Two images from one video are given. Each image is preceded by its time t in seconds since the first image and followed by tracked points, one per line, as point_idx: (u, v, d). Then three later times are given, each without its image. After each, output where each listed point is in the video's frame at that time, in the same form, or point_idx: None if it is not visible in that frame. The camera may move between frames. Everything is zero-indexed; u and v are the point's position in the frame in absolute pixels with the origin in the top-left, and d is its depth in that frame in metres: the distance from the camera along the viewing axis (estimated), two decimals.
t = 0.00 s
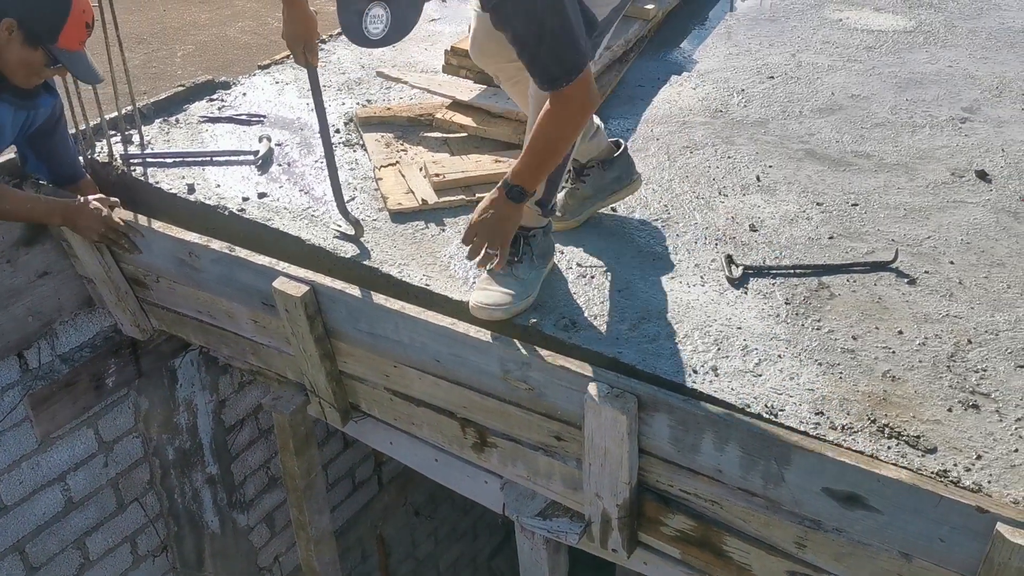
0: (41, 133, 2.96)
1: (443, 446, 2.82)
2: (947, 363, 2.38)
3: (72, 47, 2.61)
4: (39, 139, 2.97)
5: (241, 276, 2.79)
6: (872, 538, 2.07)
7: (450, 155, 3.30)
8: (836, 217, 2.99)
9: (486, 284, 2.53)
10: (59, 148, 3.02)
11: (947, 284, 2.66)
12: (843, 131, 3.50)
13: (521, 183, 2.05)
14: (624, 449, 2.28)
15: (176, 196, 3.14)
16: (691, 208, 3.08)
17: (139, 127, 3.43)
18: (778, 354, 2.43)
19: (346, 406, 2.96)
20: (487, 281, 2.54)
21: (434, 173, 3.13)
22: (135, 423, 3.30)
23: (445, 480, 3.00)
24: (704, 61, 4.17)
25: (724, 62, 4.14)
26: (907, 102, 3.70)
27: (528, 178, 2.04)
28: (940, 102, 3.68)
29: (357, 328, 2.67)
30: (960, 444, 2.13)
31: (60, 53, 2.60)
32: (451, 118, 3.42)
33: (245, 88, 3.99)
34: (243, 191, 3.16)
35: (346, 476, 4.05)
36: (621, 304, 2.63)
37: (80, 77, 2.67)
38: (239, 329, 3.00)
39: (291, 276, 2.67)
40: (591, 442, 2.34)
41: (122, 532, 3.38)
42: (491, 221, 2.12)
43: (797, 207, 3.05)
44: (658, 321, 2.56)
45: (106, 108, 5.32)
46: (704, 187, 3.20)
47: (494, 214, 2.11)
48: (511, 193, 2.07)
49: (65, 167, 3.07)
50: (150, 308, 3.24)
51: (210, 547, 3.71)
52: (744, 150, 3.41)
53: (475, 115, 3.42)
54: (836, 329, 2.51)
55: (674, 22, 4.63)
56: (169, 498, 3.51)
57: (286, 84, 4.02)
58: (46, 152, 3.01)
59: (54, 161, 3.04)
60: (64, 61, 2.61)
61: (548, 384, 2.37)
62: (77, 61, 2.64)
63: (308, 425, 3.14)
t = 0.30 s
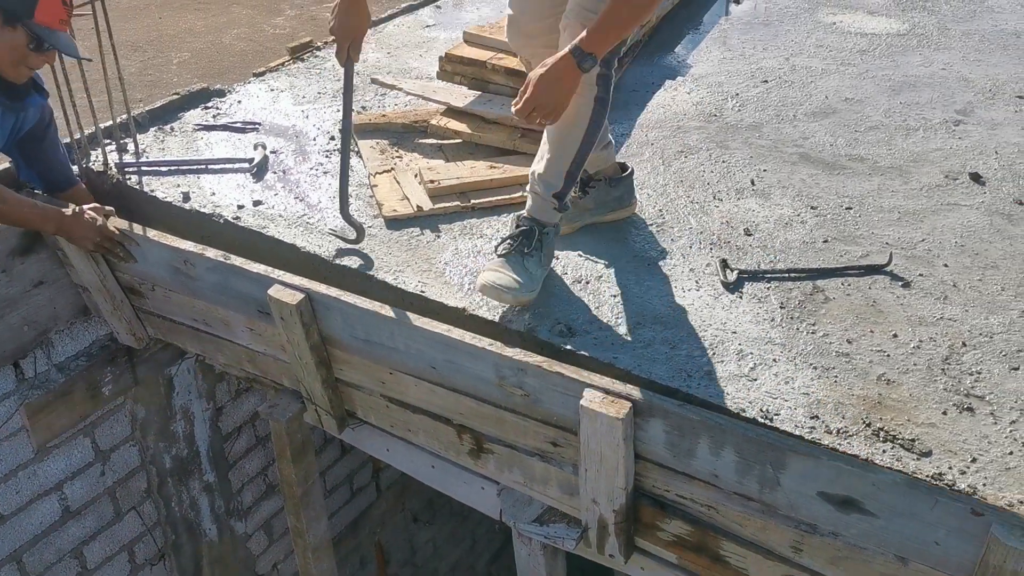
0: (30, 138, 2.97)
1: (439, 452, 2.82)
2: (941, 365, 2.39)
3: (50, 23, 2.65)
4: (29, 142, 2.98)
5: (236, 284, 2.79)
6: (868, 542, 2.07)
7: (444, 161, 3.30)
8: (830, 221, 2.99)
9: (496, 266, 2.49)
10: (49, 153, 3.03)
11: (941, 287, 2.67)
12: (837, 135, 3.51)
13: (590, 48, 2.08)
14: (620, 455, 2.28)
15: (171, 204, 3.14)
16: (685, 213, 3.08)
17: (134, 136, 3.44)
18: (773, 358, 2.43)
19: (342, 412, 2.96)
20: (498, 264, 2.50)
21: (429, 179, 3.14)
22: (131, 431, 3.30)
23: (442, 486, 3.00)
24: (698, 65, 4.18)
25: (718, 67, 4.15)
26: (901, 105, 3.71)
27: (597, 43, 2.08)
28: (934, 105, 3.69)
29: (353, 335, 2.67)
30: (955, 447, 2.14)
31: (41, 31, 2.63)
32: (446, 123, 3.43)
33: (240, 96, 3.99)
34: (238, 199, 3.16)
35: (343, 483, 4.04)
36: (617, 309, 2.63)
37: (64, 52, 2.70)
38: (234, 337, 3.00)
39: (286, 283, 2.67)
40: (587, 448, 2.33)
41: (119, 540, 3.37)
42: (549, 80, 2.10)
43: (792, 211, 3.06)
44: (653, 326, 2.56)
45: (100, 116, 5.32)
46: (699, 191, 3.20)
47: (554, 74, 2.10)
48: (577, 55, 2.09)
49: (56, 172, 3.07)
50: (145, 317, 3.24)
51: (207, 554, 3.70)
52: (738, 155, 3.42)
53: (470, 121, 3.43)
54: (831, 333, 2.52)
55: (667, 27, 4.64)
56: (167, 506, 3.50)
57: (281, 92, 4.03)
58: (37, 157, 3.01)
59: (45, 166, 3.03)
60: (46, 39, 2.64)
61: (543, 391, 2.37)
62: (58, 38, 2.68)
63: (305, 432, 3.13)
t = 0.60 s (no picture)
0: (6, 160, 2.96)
1: (431, 458, 2.81)
2: (928, 356, 2.40)
3: (20, 44, 2.69)
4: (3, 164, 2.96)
5: (222, 294, 2.79)
6: (860, 534, 2.08)
7: (428, 166, 3.30)
8: (814, 216, 3.01)
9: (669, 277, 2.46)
10: (25, 174, 3.01)
11: (925, 279, 2.69)
12: (819, 130, 3.53)
13: (661, 8, 1.97)
14: (611, 455, 2.29)
15: (155, 216, 3.12)
16: (670, 212, 3.09)
17: (116, 149, 3.42)
18: (761, 354, 2.44)
19: (332, 421, 2.95)
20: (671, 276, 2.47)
21: (414, 185, 3.14)
22: (121, 446, 3.28)
23: (434, 492, 2.99)
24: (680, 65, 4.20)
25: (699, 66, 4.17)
26: (881, 99, 3.73)
27: None
28: (914, 99, 3.72)
29: (341, 343, 2.66)
30: (944, 437, 2.15)
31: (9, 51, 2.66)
32: (429, 129, 3.43)
33: (222, 107, 3.98)
34: (223, 209, 3.15)
35: (336, 491, 4.03)
36: (605, 310, 2.63)
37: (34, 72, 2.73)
38: (222, 348, 2.99)
39: (274, 292, 2.67)
40: (578, 449, 2.34)
41: (112, 555, 3.35)
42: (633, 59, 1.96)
43: (775, 207, 3.07)
44: (641, 326, 2.57)
45: (82, 131, 5.29)
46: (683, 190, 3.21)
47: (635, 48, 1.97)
48: (653, 20, 1.96)
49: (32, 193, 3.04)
50: (132, 330, 3.22)
51: (201, 567, 3.67)
52: (721, 153, 3.43)
53: (452, 126, 3.43)
54: (817, 327, 2.53)
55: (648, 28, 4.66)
56: (159, 520, 3.48)
57: (263, 101, 4.02)
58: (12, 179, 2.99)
59: (21, 187, 3.02)
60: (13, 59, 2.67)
61: (533, 393, 2.38)
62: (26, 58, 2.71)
63: (296, 442, 3.12)
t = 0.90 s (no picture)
0: None
1: (414, 434, 2.82)
2: (904, 326, 2.43)
3: None
4: None
5: (201, 274, 2.77)
6: (838, 501, 2.10)
7: (407, 144, 3.28)
8: (792, 189, 3.03)
9: (708, 326, 2.33)
10: None
11: (901, 250, 2.71)
12: (796, 105, 3.54)
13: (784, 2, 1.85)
14: (592, 427, 2.30)
15: (131, 197, 3.10)
16: (649, 187, 3.10)
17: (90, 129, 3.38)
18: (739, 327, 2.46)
19: (314, 400, 2.95)
20: (709, 323, 2.34)
21: (392, 163, 3.13)
22: (103, 428, 3.26)
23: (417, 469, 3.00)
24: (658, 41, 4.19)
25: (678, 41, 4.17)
26: (858, 73, 3.75)
27: None
28: (890, 72, 3.73)
29: (321, 321, 2.66)
30: (919, 405, 2.18)
31: None
32: (407, 106, 3.42)
33: (198, 86, 3.94)
34: (200, 189, 3.13)
35: (321, 471, 4.04)
36: (585, 285, 2.64)
37: None
38: (202, 328, 2.98)
39: (253, 272, 2.66)
40: (559, 422, 2.35)
41: (96, 538, 3.35)
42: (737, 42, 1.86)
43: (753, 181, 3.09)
44: (620, 300, 2.58)
45: (55, 114, 5.22)
46: (662, 165, 3.22)
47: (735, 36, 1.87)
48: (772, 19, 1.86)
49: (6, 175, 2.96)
50: (110, 312, 3.20)
51: (186, 548, 3.67)
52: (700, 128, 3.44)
53: (431, 103, 3.42)
54: (795, 299, 2.55)
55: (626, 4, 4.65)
56: (142, 502, 3.47)
57: (239, 80, 3.98)
58: None
59: None
60: None
61: (513, 367, 2.39)
62: None
63: (279, 422, 3.12)
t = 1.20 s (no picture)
0: None
1: (382, 405, 2.80)
2: (869, 289, 2.44)
3: None
4: None
5: (163, 246, 2.73)
6: (802, 462, 2.11)
7: (372, 113, 3.24)
8: (758, 155, 3.02)
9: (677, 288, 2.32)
10: None
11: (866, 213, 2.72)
12: (764, 71, 3.53)
13: None
14: (559, 393, 2.30)
15: (91, 169, 3.04)
16: (616, 153, 3.09)
17: (48, 101, 3.31)
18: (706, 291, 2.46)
19: (282, 372, 2.92)
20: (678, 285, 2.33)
21: (357, 132, 3.09)
22: (68, 406, 3.22)
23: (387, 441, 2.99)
24: (626, 8, 4.16)
25: (646, 9, 4.14)
26: (825, 38, 3.74)
27: None
28: (856, 38, 3.73)
29: (286, 292, 2.63)
30: (883, 366, 2.19)
31: None
32: (371, 75, 3.37)
33: (159, 57, 3.87)
34: (161, 160, 3.08)
35: (294, 447, 4.02)
36: (551, 252, 2.63)
37: None
38: (166, 302, 2.94)
39: (216, 243, 2.62)
40: (526, 389, 2.35)
41: (64, 516, 3.31)
42: None
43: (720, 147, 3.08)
44: (587, 266, 2.57)
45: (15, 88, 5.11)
46: (629, 132, 3.20)
47: None
48: None
49: None
50: (72, 286, 3.16)
51: (158, 525, 3.64)
52: (668, 94, 3.42)
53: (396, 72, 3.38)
54: (761, 263, 2.55)
55: None
56: (112, 479, 3.44)
57: (201, 50, 3.91)
58: None
59: None
60: None
61: (480, 334, 2.38)
62: None
63: (247, 396, 3.09)
